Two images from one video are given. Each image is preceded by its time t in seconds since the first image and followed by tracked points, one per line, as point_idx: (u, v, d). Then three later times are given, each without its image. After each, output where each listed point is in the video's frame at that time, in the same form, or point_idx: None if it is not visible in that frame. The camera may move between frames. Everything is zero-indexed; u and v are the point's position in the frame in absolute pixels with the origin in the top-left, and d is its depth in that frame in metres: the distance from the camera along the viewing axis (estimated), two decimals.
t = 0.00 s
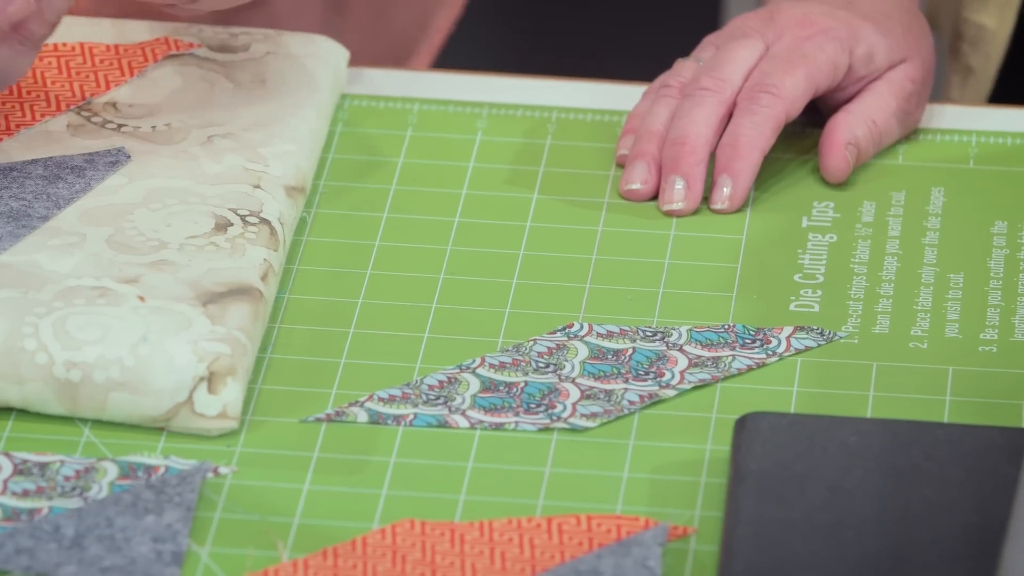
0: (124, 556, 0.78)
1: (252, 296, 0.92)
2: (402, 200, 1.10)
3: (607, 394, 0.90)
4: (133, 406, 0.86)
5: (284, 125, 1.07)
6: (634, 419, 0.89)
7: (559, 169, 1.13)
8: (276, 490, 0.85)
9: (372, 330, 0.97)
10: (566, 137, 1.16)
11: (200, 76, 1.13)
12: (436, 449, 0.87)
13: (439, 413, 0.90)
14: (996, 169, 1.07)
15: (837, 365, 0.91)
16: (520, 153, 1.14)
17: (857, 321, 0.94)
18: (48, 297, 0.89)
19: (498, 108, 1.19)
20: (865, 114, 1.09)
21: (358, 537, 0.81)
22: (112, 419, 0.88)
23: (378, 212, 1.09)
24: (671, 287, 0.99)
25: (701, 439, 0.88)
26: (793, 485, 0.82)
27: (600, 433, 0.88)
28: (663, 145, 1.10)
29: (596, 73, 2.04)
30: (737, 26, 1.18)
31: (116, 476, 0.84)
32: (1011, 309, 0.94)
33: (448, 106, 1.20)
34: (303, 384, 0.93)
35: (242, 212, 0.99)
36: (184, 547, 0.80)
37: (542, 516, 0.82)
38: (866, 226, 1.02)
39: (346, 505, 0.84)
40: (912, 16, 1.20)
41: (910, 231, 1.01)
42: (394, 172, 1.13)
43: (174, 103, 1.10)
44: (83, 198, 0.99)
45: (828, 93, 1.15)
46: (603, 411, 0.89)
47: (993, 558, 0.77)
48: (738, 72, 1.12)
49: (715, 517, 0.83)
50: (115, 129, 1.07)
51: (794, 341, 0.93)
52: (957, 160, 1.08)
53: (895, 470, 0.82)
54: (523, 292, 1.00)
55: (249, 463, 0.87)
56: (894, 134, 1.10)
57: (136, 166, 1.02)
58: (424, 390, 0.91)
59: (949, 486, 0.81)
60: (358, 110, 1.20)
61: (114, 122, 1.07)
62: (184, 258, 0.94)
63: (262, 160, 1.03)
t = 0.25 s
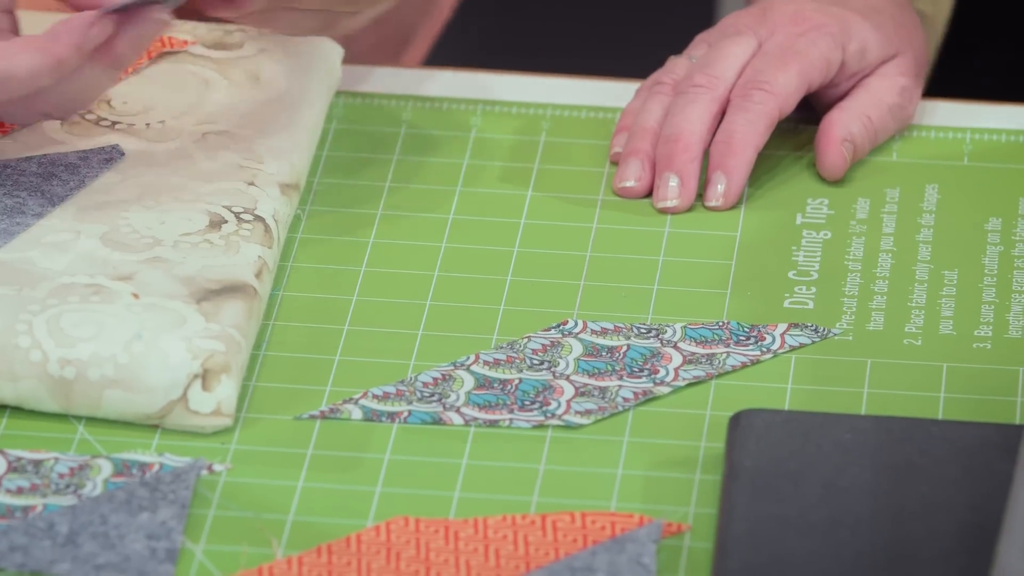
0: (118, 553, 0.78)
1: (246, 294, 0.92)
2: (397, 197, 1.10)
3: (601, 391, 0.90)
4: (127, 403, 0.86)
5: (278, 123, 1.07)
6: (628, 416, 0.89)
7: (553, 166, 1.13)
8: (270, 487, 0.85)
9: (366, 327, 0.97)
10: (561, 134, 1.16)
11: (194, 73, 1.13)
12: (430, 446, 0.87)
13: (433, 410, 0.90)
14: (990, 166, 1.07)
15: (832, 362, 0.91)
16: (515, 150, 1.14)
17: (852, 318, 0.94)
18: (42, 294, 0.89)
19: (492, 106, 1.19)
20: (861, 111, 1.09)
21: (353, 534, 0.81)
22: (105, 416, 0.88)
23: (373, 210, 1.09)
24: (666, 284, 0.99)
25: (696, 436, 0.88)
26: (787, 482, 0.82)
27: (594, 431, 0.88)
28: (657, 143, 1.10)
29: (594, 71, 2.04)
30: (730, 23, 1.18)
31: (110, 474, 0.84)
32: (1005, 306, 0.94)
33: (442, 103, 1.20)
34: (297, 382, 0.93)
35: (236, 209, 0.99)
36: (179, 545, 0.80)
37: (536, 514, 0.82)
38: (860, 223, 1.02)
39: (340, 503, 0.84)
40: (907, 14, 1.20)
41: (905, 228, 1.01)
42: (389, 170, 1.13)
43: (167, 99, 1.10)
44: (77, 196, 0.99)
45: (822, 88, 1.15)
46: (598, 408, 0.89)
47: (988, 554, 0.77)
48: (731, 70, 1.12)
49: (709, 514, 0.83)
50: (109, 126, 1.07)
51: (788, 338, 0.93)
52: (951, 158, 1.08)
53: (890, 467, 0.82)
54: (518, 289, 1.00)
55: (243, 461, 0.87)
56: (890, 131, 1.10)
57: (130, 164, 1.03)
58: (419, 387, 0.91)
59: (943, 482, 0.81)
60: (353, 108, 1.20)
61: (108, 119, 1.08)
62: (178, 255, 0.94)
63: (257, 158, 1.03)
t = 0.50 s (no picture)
0: (113, 550, 0.79)
1: (240, 290, 0.92)
2: (392, 194, 1.10)
3: (595, 387, 0.90)
4: (121, 399, 0.86)
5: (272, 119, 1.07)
6: (623, 413, 0.89)
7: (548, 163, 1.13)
8: (265, 484, 0.85)
9: (360, 324, 0.97)
10: (555, 131, 1.16)
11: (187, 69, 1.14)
12: (424, 442, 0.87)
13: (427, 407, 0.90)
14: (985, 162, 1.06)
15: (826, 358, 0.91)
16: (510, 147, 1.14)
17: (846, 315, 0.94)
18: (36, 291, 0.89)
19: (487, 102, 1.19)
20: (861, 101, 1.09)
21: (347, 531, 0.81)
22: (99, 412, 0.88)
23: (368, 206, 1.09)
24: (661, 281, 0.99)
25: (690, 433, 0.88)
26: (781, 478, 0.82)
27: (589, 427, 0.88)
28: (652, 140, 1.10)
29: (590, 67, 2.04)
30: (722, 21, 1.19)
31: (104, 470, 0.84)
32: (999, 303, 0.93)
33: (438, 99, 1.20)
34: (291, 378, 0.93)
35: (230, 206, 0.99)
36: (173, 541, 0.80)
37: (530, 510, 0.82)
38: (855, 220, 1.02)
39: (334, 499, 0.84)
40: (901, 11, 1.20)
41: (899, 225, 1.01)
42: (383, 167, 1.13)
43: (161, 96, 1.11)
44: (72, 192, 0.99)
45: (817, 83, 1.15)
46: (592, 405, 0.89)
47: (982, 550, 0.77)
48: (726, 67, 1.13)
49: (703, 510, 0.83)
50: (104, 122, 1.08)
51: (783, 334, 0.93)
52: (945, 154, 1.08)
53: (884, 464, 0.82)
54: (512, 286, 1.00)
55: (237, 457, 0.87)
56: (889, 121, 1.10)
57: (124, 160, 1.03)
58: (413, 383, 0.92)
59: (937, 479, 0.81)
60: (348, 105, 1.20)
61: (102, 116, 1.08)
62: (173, 252, 0.94)
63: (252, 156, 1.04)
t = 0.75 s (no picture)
0: (108, 546, 0.79)
1: (236, 286, 0.92)
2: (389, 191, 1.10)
3: (591, 384, 0.90)
4: (117, 396, 0.86)
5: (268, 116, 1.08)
6: (618, 410, 0.89)
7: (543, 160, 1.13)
8: (260, 480, 0.85)
9: (356, 320, 0.98)
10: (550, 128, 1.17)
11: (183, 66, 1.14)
12: (420, 438, 0.87)
13: (423, 404, 0.90)
14: (981, 159, 1.06)
15: (821, 355, 0.91)
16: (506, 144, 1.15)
17: (842, 312, 0.94)
18: (32, 287, 0.89)
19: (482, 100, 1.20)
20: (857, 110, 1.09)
21: (343, 527, 0.81)
22: (95, 409, 0.88)
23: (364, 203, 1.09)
24: (656, 277, 0.99)
25: (686, 429, 0.88)
26: (777, 475, 0.82)
27: (584, 423, 0.88)
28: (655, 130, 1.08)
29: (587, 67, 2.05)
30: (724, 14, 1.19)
31: (100, 466, 0.84)
32: (995, 299, 0.93)
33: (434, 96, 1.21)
34: (287, 375, 0.93)
35: (226, 203, 0.99)
36: (169, 538, 0.80)
37: (526, 507, 0.82)
38: (850, 217, 1.03)
39: (330, 496, 0.84)
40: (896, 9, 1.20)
41: (894, 221, 1.01)
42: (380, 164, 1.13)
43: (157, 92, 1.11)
44: (67, 188, 0.99)
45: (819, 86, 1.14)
46: (588, 401, 0.89)
47: (978, 547, 0.77)
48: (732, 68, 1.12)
49: (699, 507, 0.83)
50: (99, 118, 1.08)
51: (778, 331, 0.93)
52: (940, 151, 1.08)
53: (880, 460, 0.82)
54: (508, 283, 1.01)
55: (233, 453, 0.87)
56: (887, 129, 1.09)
57: (120, 156, 1.03)
58: (409, 380, 0.92)
59: (933, 476, 0.81)
60: (344, 105, 1.20)
61: (97, 112, 1.08)
62: (168, 248, 0.94)
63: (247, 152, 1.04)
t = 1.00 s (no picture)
0: (103, 544, 0.79)
1: (231, 283, 0.92)
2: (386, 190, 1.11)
3: (587, 381, 0.91)
4: (112, 393, 0.86)
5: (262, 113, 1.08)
6: (613, 407, 0.89)
7: (538, 158, 1.14)
8: (256, 477, 0.85)
9: (352, 318, 0.98)
10: (546, 125, 1.17)
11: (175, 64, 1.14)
12: (415, 435, 0.88)
13: (418, 401, 0.90)
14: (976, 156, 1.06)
15: (816, 352, 0.91)
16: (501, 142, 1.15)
17: (837, 309, 0.94)
18: (27, 285, 0.89)
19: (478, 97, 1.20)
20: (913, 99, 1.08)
21: (338, 525, 0.81)
22: (90, 407, 0.88)
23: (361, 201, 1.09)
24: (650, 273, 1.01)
25: (681, 426, 0.88)
26: (772, 472, 0.82)
27: (579, 421, 0.88)
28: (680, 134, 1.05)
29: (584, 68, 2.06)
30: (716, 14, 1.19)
31: (95, 464, 0.84)
32: (990, 296, 0.93)
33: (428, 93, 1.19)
34: (283, 372, 0.93)
35: (221, 200, 0.99)
36: (164, 535, 0.80)
37: (521, 504, 0.82)
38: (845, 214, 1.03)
39: (326, 493, 0.84)
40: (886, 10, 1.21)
41: (889, 218, 1.01)
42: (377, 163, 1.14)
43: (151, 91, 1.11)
44: (62, 186, 0.99)
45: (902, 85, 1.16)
46: (583, 399, 0.89)
47: (973, 543, 0.77)
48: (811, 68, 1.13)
49: (694, 504, 0.83)
50: (94, 116, 1.08)
51: (774, 328, 0.93)
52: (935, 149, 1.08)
53: (875, 458, 0.82)
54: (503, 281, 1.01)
55: (229, 451, 0.87)
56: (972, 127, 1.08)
57: (116, 154, 1.03)
58: (404, 377, 0.92)
59: (929, 473, 0.81)
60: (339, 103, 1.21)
61: (93, 110, 1.08)
62: (164, 245, 0.94)
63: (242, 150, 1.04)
